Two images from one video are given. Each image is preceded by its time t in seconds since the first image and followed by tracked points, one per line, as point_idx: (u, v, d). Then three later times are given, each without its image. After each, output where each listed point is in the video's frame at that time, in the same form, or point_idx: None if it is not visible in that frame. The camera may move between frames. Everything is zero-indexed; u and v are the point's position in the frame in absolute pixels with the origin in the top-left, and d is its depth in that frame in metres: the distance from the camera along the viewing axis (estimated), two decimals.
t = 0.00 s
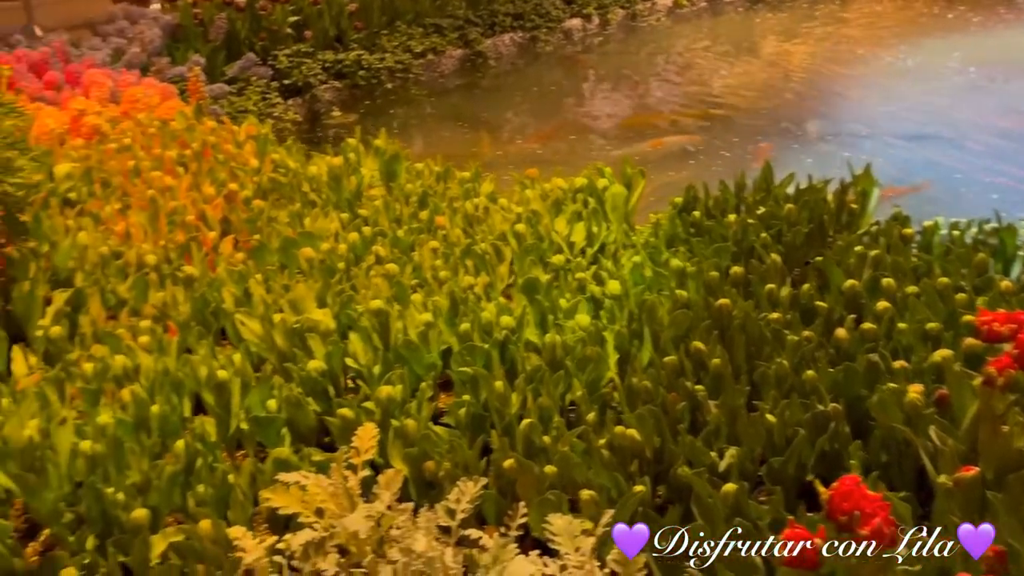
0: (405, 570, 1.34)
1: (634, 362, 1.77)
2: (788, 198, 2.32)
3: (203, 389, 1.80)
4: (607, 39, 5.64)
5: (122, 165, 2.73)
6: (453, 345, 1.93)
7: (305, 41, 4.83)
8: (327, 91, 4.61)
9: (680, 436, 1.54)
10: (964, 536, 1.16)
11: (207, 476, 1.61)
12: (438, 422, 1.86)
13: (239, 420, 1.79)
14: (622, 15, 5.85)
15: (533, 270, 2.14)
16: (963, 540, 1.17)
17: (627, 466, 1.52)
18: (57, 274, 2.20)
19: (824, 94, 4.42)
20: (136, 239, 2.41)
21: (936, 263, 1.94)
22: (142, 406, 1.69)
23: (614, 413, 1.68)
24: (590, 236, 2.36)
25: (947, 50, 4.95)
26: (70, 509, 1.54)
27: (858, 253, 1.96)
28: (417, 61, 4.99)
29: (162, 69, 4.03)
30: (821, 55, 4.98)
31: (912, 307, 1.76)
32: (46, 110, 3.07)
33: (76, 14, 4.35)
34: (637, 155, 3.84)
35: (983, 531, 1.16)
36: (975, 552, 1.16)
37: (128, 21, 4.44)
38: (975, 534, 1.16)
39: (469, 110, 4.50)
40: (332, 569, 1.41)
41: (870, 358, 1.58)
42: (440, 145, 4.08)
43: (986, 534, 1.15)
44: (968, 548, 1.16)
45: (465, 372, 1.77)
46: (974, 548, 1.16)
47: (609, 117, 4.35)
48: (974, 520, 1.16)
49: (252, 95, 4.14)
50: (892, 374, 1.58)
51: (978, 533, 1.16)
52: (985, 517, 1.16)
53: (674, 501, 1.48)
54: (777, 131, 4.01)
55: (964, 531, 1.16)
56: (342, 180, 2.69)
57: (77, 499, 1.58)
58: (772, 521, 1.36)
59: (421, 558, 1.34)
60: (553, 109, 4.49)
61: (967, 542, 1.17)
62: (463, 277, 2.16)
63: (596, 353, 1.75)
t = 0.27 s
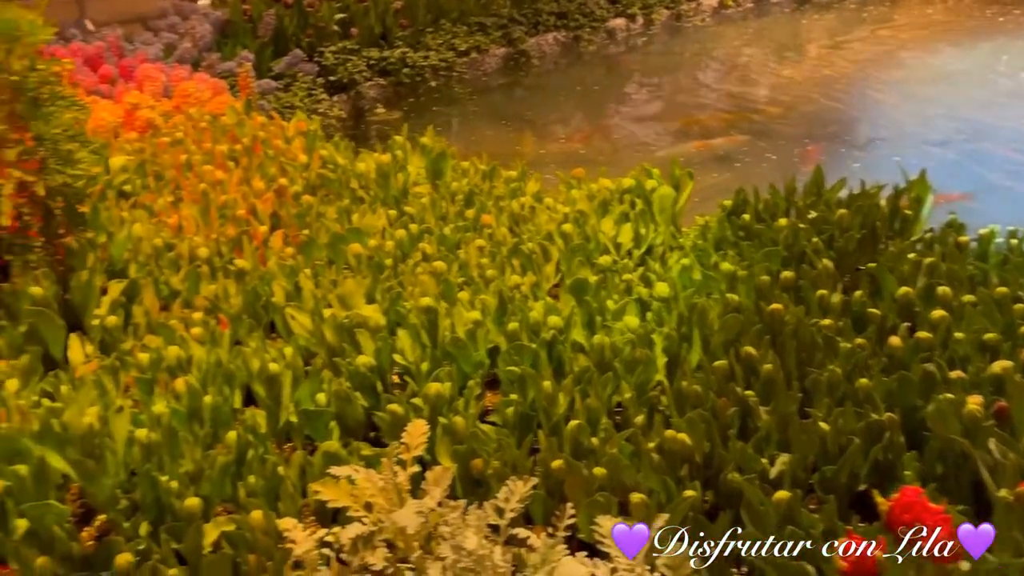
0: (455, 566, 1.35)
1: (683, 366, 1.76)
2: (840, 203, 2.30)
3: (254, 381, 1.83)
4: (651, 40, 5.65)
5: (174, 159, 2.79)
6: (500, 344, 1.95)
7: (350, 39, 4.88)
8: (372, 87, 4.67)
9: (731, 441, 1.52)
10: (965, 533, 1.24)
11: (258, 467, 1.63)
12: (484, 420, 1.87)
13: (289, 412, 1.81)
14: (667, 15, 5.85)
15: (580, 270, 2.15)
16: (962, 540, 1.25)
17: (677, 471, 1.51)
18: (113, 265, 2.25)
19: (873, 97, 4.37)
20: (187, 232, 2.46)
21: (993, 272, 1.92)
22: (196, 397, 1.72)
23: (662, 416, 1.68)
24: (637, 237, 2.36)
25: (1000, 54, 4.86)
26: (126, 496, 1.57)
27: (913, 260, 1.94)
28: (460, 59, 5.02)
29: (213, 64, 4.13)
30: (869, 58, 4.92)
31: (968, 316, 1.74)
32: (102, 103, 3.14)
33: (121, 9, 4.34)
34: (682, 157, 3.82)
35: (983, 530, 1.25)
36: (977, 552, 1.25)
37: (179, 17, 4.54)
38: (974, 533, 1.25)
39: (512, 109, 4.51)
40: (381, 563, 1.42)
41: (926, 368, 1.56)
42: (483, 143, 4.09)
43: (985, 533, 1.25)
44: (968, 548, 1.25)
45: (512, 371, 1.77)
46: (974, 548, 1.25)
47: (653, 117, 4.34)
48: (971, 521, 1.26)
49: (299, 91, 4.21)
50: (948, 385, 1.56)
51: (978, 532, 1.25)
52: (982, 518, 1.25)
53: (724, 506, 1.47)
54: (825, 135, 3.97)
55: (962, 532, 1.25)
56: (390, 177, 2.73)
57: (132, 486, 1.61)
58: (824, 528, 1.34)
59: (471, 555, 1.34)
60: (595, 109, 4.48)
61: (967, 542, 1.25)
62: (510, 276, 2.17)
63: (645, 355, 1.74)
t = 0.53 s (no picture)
0: (499, 564, 1.35)
1: (728, 371, 1.75)
2: (890, 208, 2.28)
3: (300, 374, 1.85)
4: (694, 40, 5.63)
5: (222, 154, 2.83)
6: (543, 344, 1.95)
7: (393, 36, 4.91)
8: (413, 86, 4.69)
9: (778, 447, 1.51)
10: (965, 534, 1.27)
11: (303, 461, 1.64)
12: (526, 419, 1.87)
13: (333, 407, 1.83)
14: (709, 17, 5.87)
15: (623, 271, 2.15)
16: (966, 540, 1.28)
17: (723, 475, 1.51)
18: (162, 258, 2.28)
19: (920, 101, 4.31)
20: (235, 226, 2.48)
21: None
22: (243, 389, 1.74)
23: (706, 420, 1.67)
24: (682, 240, 2.35)
25: None
26: (175, 485, 1.60)
27: (965, 268, 1.92)
28: (501, 59, 5.05)
29: (258, 60, 4.20)
30: (915, 61, 4.86)
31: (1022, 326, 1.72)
32: (151, 97, 3.19)
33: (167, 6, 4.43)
34: (724, 159, 3.80)
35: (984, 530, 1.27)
36: (977, 554, 1.27)
37: (225, 13, 4.61)
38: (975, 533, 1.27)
39: (552, 108, 4.52)
40: (423, 559, 1.41)
41: (979, 378, 1.55)
42: (523, 142, 4.09)
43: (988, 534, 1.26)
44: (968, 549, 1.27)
45: (555, 371, 1.77)
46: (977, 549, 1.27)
47: (694, 118, 4.32)
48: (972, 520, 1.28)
49: (342, 88, 4.27)
50: (1001, 396, 1.55)
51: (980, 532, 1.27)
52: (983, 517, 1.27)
53: (772, 513, 1.47)
54: (870, 138, 3.92)
55: (963, 531, 1.28)
56: (433, 175, 2.75)
57: (180, 476, 1.64)
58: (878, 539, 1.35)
59: (516, 553, 1.34)
60: (636, 109, 4.47)
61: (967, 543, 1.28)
62: (553, 276, 2.17)
63: (690, 358, 1.74)
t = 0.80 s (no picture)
0: (544, 564, 1.35)
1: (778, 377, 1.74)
2: (946, 216, 2.25)
3: (347, 368, 1.86)
4: (741, 42, 5.59)
5: (273, 149, 2.87)
6: (589, 345, 1.95)
7: (441, 35, 4.93)
8: (459, 84, 4.69)
9: (829, 455, 1.50)
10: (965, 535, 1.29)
11: (349, 454, 1.65)
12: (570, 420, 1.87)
13: (379, 402, 1.85)
14: (759, 18, 5.84)
15: (670, 274, 2.14)
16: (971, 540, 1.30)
17: (772, 483, 1.50)
18: (214, 250, 2.32)
19: (975, 107, 4.24)
20: (285, 221, 2.52)
21: None
22: (291, 381, 1.76)
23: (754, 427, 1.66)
24: (731, 243, 2.33)
25: None
26: (224, 474, 1.62)
27: None
28: (547, 58, 5.04)
29: (308, 57, 4.24)
30: (971, 66, 4.77)
31: None
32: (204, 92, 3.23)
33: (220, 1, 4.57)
34: (773, 163, 3.76)
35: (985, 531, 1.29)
36: (978, 553, 1.29)
37: (277, 9, 4.67)
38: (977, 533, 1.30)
39: (598, 109, 4.50)
40: (467, 556, 1.42)
41: None
42: (569, 142, 4.08)
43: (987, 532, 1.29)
44: (969, 549, 1.29)
45: (601, 373, 1.76)
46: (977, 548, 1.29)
47: (741, 121, 4.28)
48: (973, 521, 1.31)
49: (389, 86, 4.30)
50: None
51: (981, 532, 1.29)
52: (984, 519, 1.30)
53: (822, 522, 1.46)
54: (925, 145, 3.86)
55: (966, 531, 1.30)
56: (480, 173, 2.75)
57: (228, 465, 1.66)
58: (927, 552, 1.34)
59: (561, 554, 1.34)
60: (683, 111, 4.44)
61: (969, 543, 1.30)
62: (600, 277, 2.17)
63: (740, 363, 1.72)
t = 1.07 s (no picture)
0: (577, 566, 1.35)
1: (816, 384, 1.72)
2: (991, 223, 2.21)
3: (383, 365, 1.87)
4: (780, 44, 5.54)
5: (311, 146, 2.89)
6: (623, 348, 1.95)
7: (477, 35, 4.94)
8: (494, 84, 4.68)
9: (868, 465, 1.48)
10: (965, 534, 1.33)
11: (383, 451, 1.65)
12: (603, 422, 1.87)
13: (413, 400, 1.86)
14: (798, 21, 5.81)
15: (706, 278, 2.13)
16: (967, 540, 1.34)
17: (809, 492, 1.49)
18: (252, 246, 2.35)
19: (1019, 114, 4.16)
20: (321, 218, 2.54)
21: None
22: (328, 377, 1.77)
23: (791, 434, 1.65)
24: (768, 247, 2.32)
25: None
26: (260, 468, 1.64)
27: None
28: (583, 59, 5.03)
29: (345, 56, 4.26)
30: (1015, 71, 4.69)
31: None
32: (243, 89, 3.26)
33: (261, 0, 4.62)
34: (810, 167, 3.72)
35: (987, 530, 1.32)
36: (977, 553, 1.34)
37: (315, 9, 4.70)
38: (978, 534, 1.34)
39: (633, 110, 4.48)
40: (500, 557, 1.43)
41: None
42: (604, 144, 4.07)
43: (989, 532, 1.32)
44: (969, 548, 1.34)
45: (637, 376, 1.75)
46: (978, 548, 1.33)
47: (779, 125, 4.24)
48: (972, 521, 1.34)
49: (425, 85, 4.31)
50: None
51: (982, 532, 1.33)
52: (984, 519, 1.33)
53: (859, 533, 1.44)
54: (967, 151, 3.80)
55: (965, 531, 1.34)
56: (516, 174, 2.75)
57: (265, 459, 1.68)
58: (965, 566, 1.33)
59: (594, 557, 1.34)
60: (719, 113, 4.40)
61: (968, 543, 1.34)
62: (636, 280, 2.16)
63: (778, 370, 1.70)
